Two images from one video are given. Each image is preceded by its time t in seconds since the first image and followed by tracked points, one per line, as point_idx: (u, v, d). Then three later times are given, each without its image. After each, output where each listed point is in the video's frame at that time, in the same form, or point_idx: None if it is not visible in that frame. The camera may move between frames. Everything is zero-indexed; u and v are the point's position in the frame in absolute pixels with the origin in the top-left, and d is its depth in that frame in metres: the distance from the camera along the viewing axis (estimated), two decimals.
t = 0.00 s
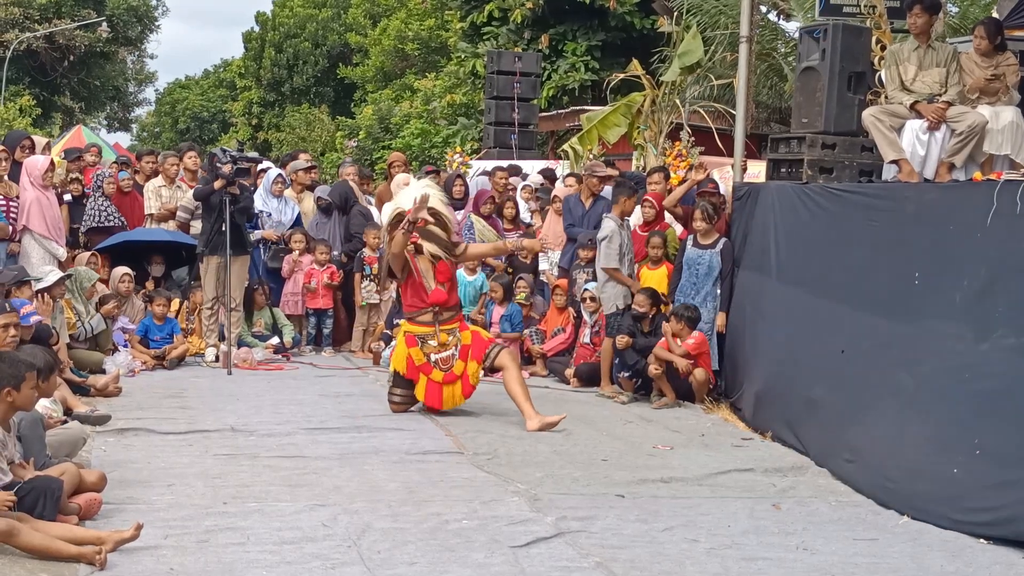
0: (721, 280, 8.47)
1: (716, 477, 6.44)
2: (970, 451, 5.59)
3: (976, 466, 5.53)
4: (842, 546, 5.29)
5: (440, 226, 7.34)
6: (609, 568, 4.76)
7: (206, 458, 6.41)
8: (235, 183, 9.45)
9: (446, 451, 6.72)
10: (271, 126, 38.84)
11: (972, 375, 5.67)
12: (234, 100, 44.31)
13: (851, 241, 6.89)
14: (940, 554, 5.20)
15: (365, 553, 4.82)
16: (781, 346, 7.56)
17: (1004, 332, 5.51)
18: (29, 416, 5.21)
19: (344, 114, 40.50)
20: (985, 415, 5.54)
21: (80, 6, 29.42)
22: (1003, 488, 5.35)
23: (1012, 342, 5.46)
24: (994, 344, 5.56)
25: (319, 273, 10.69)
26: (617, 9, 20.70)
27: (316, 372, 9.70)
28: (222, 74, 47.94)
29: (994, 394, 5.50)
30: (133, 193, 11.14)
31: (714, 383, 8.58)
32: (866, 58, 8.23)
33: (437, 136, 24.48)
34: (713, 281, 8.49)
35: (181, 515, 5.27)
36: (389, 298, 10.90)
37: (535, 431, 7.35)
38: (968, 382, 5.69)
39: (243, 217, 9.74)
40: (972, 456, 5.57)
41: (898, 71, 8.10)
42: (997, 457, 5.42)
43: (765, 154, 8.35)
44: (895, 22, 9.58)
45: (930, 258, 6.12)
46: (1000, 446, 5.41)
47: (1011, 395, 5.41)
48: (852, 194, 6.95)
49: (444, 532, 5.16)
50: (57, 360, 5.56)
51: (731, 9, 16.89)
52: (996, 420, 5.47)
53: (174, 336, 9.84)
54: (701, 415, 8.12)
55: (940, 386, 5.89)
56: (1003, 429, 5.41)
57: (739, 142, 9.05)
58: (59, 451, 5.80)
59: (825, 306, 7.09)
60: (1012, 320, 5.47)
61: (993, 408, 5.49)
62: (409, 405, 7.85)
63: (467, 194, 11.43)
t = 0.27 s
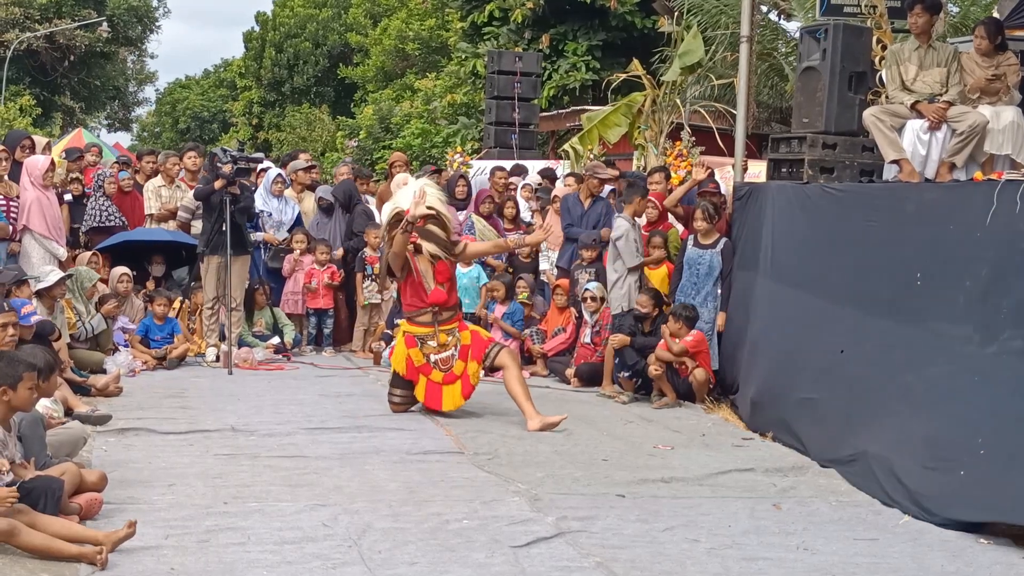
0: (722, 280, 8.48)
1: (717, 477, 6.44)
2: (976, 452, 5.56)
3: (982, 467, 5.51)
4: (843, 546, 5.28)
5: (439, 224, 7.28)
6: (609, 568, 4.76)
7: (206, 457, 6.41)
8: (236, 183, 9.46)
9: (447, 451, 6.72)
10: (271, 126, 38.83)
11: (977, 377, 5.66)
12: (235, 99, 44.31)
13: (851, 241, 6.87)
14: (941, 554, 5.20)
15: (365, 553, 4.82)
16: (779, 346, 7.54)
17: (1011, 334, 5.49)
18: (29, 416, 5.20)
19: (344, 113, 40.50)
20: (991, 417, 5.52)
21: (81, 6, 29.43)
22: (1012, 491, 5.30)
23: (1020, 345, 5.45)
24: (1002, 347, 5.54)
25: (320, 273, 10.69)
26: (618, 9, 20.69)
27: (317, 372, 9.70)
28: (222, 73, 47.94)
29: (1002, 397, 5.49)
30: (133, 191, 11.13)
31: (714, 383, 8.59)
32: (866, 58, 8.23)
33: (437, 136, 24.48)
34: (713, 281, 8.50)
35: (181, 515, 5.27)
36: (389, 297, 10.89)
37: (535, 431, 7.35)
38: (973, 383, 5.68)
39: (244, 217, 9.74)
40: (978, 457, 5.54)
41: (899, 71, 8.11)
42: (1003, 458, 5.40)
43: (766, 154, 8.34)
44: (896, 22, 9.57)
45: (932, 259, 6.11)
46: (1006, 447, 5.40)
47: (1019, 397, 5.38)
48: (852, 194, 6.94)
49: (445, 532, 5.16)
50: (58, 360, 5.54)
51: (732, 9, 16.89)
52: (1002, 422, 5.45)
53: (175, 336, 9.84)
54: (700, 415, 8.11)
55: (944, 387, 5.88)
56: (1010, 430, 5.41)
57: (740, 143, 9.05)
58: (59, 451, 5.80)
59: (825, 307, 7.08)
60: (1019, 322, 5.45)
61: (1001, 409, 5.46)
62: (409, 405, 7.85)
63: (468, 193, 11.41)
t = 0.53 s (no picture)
0: (723, 280, 8.49)
1: (718, 477, 6.44)
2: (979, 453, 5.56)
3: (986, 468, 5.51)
4: (843, 546, 5.28)
5: (439, 225, 7.21)
6: (610, 568, 4.76)
7: (206, 457, 6.41)
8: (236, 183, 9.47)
9: (447, 451, 6.72)
10: (272, 126, 38.84)
11: (978, 377, 5.68)
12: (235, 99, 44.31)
13: (851, 242, 6.87)
14: (942, 554, 5.20)
15: (366, 553, 4.82)
16: (779, 346, 7.54)
17: (1012, 334, 5.54)
18: (30, 416, 5.21)
19: (345, 113, 40.51)
20: (994, 418, 5.53)
21: (82, 6, 29.44)
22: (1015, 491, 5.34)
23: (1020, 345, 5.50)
24: (1002, 347, 5.58)
25: (320, 273, 10.68)
26: (618, 9, 20.69)
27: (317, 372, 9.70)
28: (222, 74, 47.94)
29: (1005, 397, 5.51)
30: (133, 190, 11.09)
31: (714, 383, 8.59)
32: (866, 58, 8.23)
33: (438, 136, 24.48)
34: (714, 281, 8.50)
35: (181, 515, 5.27)
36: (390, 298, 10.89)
37: (536, 431, 7.35)
38: (974, 383, 5.69)
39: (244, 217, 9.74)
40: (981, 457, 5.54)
41: (899, 71, 8.12)
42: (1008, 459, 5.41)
43: (766, 154, 8.34)
44: (896, 22, 9.56)
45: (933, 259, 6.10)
46: (1011, 447, 5.41)
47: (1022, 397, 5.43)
48: (852, 194, 6.93)
49: (445, 532, 5.16)
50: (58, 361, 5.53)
51: (732, 9, 16.88)
52: (1006, 423, 5.46)
53: (176, 336, 9.85)
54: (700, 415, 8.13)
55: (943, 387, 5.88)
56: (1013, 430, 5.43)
57: (740, 143, 9.04)
58: (59, 451, 5.81)
59: (824, 307, 7.07)
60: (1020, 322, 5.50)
61: (1002, 408, 5.50)
62: (409, 405, 7.85)
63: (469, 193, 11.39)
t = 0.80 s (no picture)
0: (724, 280, 8.50)
1: (718, 477, 6.44)
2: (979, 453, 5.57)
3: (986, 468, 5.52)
4: (844, 546, 5.28)
5: (439, 226, 7.18)
6: (610, 568, 4.76)
7: (207, 457, 6.41)
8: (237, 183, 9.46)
9: (448, 451, 6.72)
10: (272, 126, 38.84)
11: (976, 377, 5.68)
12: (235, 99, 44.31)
13: (848, 241, 6.88)
14: (942, 554, 5.20)
15: (367, 553, 4.82)
16: (777, 345, 7.55)
17: (1010, 334, 5.55)
18: (30, 416, 5.21)
19: (345, 113, 40.51)
20: (993, 418, 5.54)
21: (82, 6, 29.44)
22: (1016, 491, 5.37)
23: (1019, 345, 5.51)
24: (999, 347, 5.59)
25: (321, 273, 10.68)
26: (618, 8, 20.68)
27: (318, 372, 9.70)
28: (222, 74, 47.94)
29: (1002, 397, 5.54)
30: (133, 189, 11.05)
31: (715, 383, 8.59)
32: (867, 57, 8.22)
33: (438, 136, 24.48)
34: (714, 281, 8.52)
35: (182, 515, 5.27)
36: (390, 297, 10.89)
37: (537, 431, 7.35)
38: (971, 383, 5.70)
39: (245, 217, 9.74)
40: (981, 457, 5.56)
41: (900, 71, 8.12)
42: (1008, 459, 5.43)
43: (767, 154, 8.33)
44: (896, 22, 9.55)
45: (929, 258, 6.12)
46: (1012, 448, 5.42)
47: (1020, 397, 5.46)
48: (849, 193, 6.94)
49: (446, 532, 5.15)
50: (59, 361, 5.50)
51: (732, 9, 16.87)
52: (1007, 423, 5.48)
53: (176, 336, 9.85)
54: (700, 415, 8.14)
55: (937, 386, 5.90)
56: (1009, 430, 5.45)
57: (741, 143, 9.04)
58: (60, 451, 5.81)
59: (821, 306, 7.08)
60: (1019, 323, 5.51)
61: (998, 408, 5.53)
62: (410, 405, 7.86)
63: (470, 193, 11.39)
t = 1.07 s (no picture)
0: (724, 280, 8.50)
1: (719, 477, 6.44)
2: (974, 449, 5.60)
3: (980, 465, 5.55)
4: (844, 546, 5.28)
5: (441, 226, 7.23)
6: (611, 568, 4.76)
7: (207, 458, 6.41)
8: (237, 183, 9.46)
9: (449, 451, 6.72)
10: (272, 126, 38.85)
11: (967, 373, 5.72)
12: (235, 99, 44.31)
13: (847, 240, 6.89)
14: (942, 554, 5.20)
15: (367, 553, 4.82)
16: (776, 344, 7.57)
17: (997, 329, 5.59)
18: (31, 416, 5.21)
19: (346, 113, 40.51)
20: (983, 414, 5.57)
21: (82, 6, 29.44)
22: (1005, 486, 5.40)
23: (1006, 340, 5.55)
24: (986, 342, 5.64)
25: (321, 273, 10.68)
26: (619, 8, 20.68)
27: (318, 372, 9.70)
28: (223, 74, 47.95)
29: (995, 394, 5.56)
30: (133, 189, 11.05)
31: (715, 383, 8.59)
32: (868, 57, 8.21)
33: (439, 136, 24.49)
34: (715, 281, 8.52)
35: (183, 515, 5.27)
36: (391, 297, 10.89)
37: (538, 431, 7.34)
38: (963, 379, 5.73)
39: (246, 217, 9.73)
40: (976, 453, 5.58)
41: (901, 71, 8.12)
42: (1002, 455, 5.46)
43: (768, 154, 8.31)
44: (897, 22, 9.55)
45: (926, 257, 6.14)
46: (1004, 445, 5.45)
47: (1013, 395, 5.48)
48: (848, 192, 6.96)
49: (446, 532, 5.15)
50: (60, 361, 5.51)
51: (733, 9, 16.87)
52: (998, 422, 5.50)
53: (177, 335, 9.83)
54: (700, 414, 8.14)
55: (933, 384, 5.92)
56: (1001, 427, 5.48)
57: (741, 142, 9.02)
58: (60, 451, 5.82)
59: (820, 305, 7.10)
60: (1007, 318, 5.54)
61: (991, 405, 5.55)
62: (411, 405, 7.86)
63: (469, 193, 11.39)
